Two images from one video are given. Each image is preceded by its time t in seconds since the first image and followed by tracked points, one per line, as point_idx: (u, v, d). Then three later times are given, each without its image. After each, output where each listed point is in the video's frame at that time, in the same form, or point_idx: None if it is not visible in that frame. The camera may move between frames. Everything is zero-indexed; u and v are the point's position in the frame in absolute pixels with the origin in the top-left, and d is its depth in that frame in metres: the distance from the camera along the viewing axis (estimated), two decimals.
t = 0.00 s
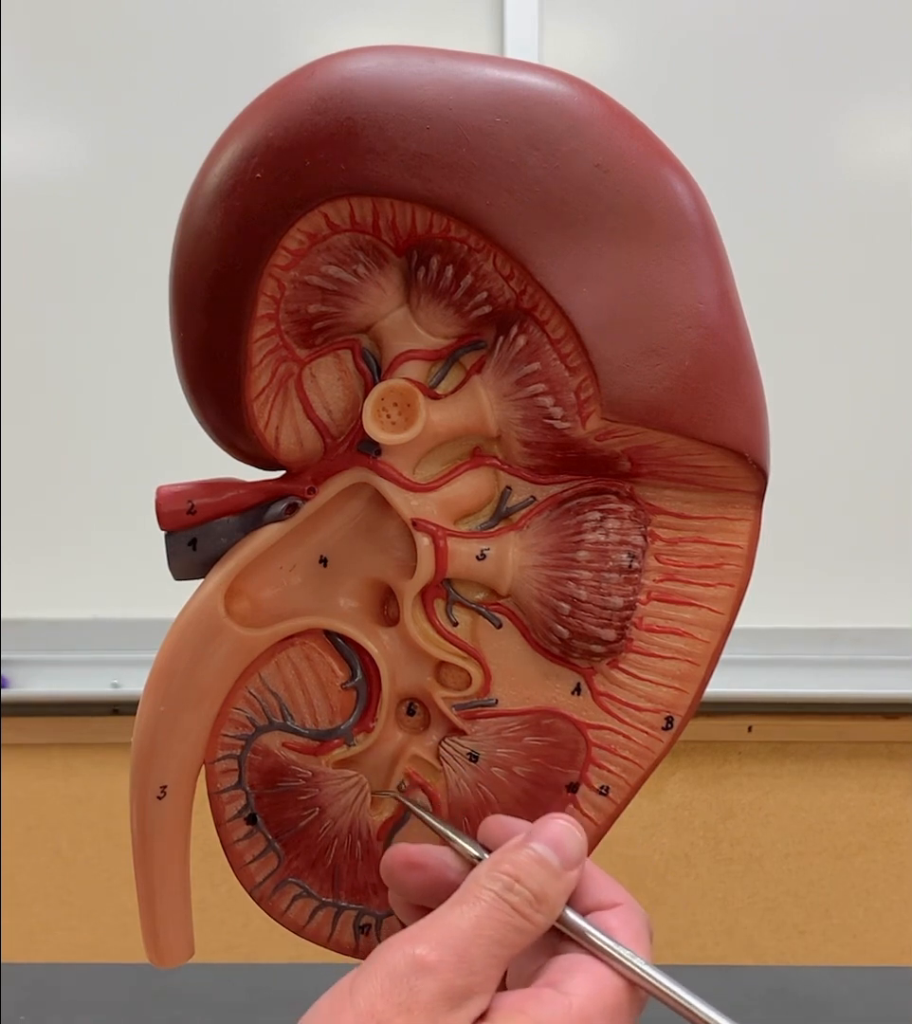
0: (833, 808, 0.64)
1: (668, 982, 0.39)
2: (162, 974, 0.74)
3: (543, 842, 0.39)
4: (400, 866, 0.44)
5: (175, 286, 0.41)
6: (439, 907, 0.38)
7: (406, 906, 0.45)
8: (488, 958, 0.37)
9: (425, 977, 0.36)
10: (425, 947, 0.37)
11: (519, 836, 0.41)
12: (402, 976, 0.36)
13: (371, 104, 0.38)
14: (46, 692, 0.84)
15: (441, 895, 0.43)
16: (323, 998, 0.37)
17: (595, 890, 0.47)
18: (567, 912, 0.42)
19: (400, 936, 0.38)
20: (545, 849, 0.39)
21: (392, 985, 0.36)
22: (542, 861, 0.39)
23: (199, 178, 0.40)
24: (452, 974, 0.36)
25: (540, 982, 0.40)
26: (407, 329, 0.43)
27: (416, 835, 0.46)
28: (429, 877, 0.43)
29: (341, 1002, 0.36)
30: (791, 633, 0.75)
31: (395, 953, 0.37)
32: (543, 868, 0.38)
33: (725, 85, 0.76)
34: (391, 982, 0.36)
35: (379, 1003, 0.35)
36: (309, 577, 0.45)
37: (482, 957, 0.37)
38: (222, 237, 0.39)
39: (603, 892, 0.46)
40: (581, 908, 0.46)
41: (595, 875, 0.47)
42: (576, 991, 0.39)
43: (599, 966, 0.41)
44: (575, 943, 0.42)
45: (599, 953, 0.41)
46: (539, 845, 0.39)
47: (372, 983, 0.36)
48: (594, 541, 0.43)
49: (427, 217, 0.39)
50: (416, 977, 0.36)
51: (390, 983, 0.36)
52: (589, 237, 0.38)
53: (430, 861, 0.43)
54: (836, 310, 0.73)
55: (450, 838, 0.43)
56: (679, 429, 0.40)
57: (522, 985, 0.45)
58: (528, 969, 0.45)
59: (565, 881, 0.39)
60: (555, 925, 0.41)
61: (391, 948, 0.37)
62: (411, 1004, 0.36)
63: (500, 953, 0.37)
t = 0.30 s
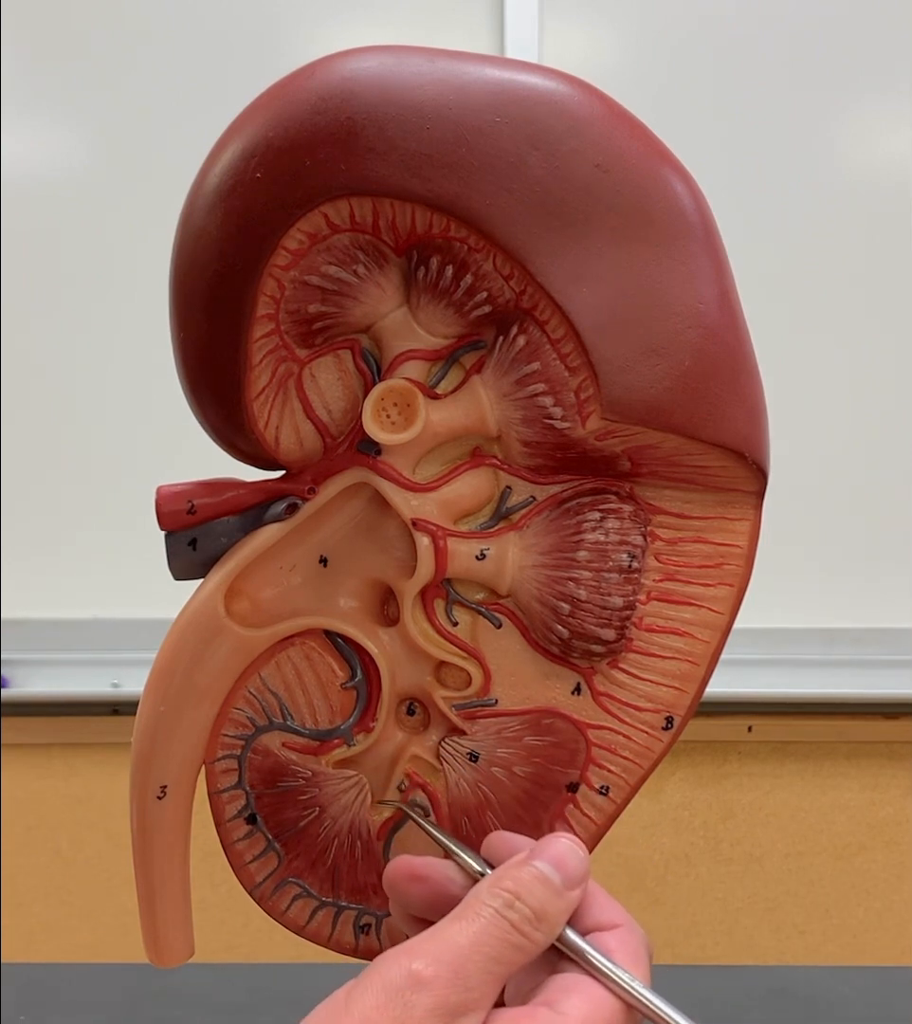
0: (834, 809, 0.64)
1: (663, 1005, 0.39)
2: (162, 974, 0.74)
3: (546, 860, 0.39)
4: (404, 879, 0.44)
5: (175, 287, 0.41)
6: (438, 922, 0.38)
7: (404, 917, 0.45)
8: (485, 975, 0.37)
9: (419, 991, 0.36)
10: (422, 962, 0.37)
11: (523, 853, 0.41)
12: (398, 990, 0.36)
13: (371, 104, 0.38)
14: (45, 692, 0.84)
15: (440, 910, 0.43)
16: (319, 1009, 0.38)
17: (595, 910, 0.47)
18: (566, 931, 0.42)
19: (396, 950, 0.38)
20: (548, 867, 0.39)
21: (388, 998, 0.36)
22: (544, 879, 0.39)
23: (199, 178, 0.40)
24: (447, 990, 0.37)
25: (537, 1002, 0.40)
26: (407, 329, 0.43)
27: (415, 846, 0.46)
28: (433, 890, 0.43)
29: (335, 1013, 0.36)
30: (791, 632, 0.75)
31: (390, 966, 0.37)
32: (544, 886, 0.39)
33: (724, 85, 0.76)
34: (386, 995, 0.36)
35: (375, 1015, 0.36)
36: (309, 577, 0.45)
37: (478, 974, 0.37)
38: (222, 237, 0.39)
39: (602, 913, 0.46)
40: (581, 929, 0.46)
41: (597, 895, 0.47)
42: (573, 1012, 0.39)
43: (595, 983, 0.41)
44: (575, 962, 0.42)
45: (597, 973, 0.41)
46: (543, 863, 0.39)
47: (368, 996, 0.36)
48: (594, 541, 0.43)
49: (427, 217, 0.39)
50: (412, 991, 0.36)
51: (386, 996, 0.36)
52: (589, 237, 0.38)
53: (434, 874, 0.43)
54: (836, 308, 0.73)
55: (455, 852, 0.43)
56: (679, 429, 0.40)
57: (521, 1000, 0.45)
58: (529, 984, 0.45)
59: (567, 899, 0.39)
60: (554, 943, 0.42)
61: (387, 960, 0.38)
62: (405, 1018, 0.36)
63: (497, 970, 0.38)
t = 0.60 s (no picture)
0: (833, 810, 0.63)
1: (659, 1000, 0.39)
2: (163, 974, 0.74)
3: (543, 859, 0.39)
4: (403, 882, 0.44)
5: (175, 287, 0.41)
6: (435, 921, 0.39)
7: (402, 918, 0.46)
8: (483, 972, 0.37)
9: (415, 989, 0.37)
10: (417, 959, 0.37)
11: (520, 852, 0.41)
12: (393, 988, 0.37)
13: (371, 104, 0.38)
14: (45, 692, 0.84)
15: (441, 909, 0.43)
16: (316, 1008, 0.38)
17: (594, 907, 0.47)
18: (563, 928, 0.42)
19: (393, 948, 0.39)
20: (544, 867, 0.39)
21: (383, 996, 0.36)
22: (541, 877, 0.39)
23: (200, 178, 0.40)
24: (442, 987, 0.37)
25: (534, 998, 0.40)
26: (408, 329, 0.43)
27: (415, 848, 0.46)
28: (432, 892, 0.43)
29: (332, 1012, 0.36)
30: (792, 632, 0.76)
31: (386, 965, 0.38)
32: (542, 884, 0.38)
33: (724, 86, 0.76)
34: (381, 993, 0.37)
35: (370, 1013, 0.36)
36: (309, 577, 0.45)
37: (476, 971, 0.37)
38: (222, 237, 0.39)
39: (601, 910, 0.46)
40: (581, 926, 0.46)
41: (593, 892, 0.47)
42: (569, 1008, 0.39)
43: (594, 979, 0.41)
44: (572, 959, 0.42)
45: (594, 970, 0.41)
46: (540, 862, 0.39)
47: (364, 994, 0.37)
48: (594, 541, 0.43)
49: (427, 217, 0.39)
50: (407, 988, 0.36)
51: (382, 994, 0.36)
52: (589, 237, 0.38)
53: (433, 876, 0.43)
54: (836, 310, 0.71)
55: (454, 854, 0.44)
56: (679, 429, 0.40)
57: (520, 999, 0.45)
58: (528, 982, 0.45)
59: (564, 897, 0.39)
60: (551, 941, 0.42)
61: (383, 960, 0.38)
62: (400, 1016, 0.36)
63: (496, 968, 0.38)
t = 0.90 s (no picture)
0: (834, 808, 0.62)
1: (657, 997, 0.39)
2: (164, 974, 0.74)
3: (539, 859, 0.39)
4: (400, 885, 0.44)
5: (175, 287, 0.41)
6: (430, 920, 0.39)
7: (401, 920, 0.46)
8: (478, 970, 0.37)
9: (410, 987, 0.37)
10: (412, 959, 0.37)
11: (516, 852, 0.41)
12: (389, 987, 0.37)
13: (371, 104, 0.38)
14: (46, 692, 0.84)
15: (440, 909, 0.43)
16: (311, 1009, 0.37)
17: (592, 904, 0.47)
18: (560, 928, 0.43)
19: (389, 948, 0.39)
20: (541, 866, 0.39)
21: (379, 995, 0.36)
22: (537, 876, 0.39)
23: (200, 178, 0.40)
24: (437, 985, 0.37)
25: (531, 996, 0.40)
26: (408, 329, 0.43)
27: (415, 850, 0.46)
28: (431, 893, 0.43)
29: (328, 1012, 0.36)
30: (793, 632, 0.76)
31: (382, 965, 0.38)
32: (538, 882, 0.39)
33: (726, 85, 0.76)
34: (377, 993, 0.37)
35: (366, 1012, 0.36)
36: (309, 577, 0.45)
37: (471, 970, 0.37)
38: (222, 237, 0.39)
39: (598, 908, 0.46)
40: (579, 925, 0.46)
41: (590, 890, 0.47)
42: (566, 1006, 0.39)
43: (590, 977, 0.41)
44: (570, 959, 0.42)
45: (592, 968, 0.41)
46: (536, 862, 0.39)
47: (359, 994, 0.36)
48: (594, 541, 0.43)
49: (427, 217, 0.39)
50: (402, 987, 0.36)
51: (377, 993, 0.36)
52: (589, 238, 0.38)
53: (430, 877, 0.44)
54: (835, 310, 0.71)
55: (450, 854, 0.44)
56: (679, 429, 0.40)
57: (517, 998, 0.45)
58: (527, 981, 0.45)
59: (560, 897, 0.39)
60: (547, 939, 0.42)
61: (378, 961, 0.38)
62: (396, 1014, 0.36)
63: (493, 967, 0.38)
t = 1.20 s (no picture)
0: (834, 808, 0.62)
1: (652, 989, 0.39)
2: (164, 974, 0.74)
3: (532, 851, 0.40)
4: (397, 880, 0.44)
5: (175, 287, 0.41)
6: (424, 913, 0.39)
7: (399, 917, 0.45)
8: (471, 961, 0.37)
9: (401, 979, 0.37)
10: (404, 951, 0.37)
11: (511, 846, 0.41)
12: (380, 980, 0.37)
13: (371, 105, 0.38)
14: (46, 692, 0.84)
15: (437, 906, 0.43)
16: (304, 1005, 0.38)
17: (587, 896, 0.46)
18: (554, 918, 0.42)
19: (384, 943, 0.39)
20: (533, 858, 0.39)
21: (371, 988, 0.37)
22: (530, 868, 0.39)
23: (199, 178, 0.40)
24: (429, 977, 0.37)
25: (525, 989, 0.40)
26: (408, 329, 0.43)
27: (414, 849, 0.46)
28: (426, 889, 0.43)
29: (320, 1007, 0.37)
30: (793, 632, 0.76)
31: (375, 958, 0.38)
32: (530, 874, 0.39)
33: (727, 84, 0.75)
34: (369, 986, 0.37)
35: (358, 1006, 0.36)
36: (309, 577, 0.45)
37: (464, 962, 0.37)
38: (222, 237, 0.39)
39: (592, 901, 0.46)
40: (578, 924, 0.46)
41: (583, 879, 0.47)
42: (559, 998, 0.39)
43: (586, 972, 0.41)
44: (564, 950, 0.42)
45: (586, 959, 0.41)
46: (528, 854, 0.39)
47: (351, 987, 0.37)
48: (594, 541, 0.43)
49: (427, 217, 0.39)
50: (393, 979, 0.36)
51: (369, 986, 0.37)
52: (589, 238, 0.38)
53: (427, 873, 0.43)
54: (836, 309, 0.71)
55: (448, 850, 0.43)
56: (679, 429, 0.40)
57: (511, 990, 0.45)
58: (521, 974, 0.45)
59: (555, 888, 0.40)
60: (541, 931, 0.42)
61: (371, 955, 0.38)
62: (388, 1007, 0.36)
63: (486, 959, 0.38)
